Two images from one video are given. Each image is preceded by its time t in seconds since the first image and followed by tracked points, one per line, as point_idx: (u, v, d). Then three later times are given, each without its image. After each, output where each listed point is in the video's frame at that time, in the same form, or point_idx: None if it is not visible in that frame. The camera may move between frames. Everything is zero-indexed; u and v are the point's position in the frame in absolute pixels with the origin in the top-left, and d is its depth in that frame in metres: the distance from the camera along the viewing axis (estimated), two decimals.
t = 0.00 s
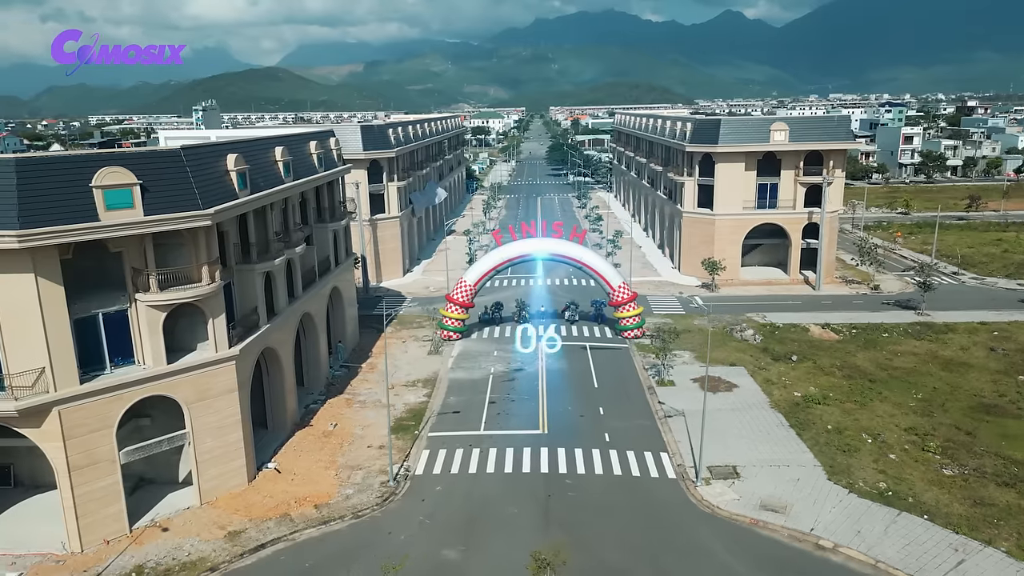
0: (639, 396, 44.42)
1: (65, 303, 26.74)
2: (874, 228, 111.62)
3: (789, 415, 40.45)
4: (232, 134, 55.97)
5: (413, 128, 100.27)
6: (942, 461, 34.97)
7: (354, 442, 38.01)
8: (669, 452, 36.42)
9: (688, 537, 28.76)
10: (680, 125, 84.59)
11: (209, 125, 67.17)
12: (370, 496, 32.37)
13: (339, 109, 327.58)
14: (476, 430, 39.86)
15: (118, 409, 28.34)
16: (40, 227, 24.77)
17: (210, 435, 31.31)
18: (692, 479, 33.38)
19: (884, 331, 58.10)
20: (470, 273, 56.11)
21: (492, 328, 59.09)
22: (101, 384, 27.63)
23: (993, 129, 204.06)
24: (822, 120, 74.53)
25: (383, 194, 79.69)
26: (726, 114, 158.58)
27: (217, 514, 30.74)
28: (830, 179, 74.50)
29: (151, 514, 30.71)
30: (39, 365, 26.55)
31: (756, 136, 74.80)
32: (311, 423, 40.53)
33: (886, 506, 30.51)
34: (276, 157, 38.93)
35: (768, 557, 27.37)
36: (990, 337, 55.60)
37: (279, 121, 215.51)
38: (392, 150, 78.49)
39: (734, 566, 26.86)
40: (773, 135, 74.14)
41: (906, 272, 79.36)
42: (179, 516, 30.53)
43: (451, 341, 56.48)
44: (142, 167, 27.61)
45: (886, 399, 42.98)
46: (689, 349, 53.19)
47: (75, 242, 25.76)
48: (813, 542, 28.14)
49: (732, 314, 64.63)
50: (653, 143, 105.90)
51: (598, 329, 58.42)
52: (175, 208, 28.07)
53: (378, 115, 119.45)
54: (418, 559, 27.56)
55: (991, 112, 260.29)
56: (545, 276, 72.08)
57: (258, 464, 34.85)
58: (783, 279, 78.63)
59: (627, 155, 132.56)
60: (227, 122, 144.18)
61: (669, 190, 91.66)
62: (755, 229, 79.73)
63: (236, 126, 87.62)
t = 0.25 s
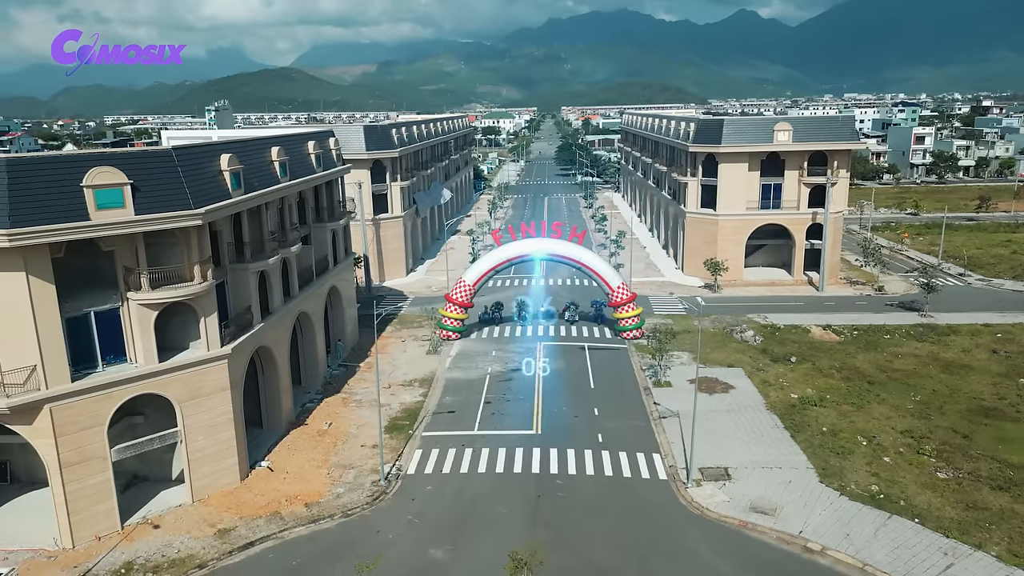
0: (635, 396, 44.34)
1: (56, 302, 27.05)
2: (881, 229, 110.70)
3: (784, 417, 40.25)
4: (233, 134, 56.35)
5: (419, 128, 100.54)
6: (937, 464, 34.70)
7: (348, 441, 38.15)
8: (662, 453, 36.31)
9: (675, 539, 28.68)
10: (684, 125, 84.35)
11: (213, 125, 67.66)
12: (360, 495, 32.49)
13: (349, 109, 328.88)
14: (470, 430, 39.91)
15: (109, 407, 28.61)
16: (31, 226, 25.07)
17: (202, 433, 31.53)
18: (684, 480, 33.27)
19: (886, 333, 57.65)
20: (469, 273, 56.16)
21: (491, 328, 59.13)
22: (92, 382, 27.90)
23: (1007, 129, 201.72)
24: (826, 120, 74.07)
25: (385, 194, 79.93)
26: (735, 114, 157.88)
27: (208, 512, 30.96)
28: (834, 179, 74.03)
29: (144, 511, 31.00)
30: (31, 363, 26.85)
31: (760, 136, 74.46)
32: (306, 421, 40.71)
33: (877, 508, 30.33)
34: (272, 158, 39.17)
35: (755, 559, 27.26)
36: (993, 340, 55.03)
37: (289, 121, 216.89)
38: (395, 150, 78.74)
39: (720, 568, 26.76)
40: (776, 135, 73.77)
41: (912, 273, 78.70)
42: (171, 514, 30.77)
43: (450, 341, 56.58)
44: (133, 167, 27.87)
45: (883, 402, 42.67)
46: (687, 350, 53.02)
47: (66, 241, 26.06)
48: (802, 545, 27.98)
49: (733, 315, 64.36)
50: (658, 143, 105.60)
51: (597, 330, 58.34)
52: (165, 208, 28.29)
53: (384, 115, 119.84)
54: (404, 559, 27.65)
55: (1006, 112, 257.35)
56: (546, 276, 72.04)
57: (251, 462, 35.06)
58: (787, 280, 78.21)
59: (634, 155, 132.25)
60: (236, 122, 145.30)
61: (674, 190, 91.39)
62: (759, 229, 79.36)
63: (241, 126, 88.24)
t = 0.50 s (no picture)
0: (631, 397, 44.27)
1: (47, 300, 27.41)
2: (889, 230, 109.88)
3: (779, 419, 40.06)
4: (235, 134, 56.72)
5: (424, 128, 100.82)
6: (931, 468, 34.44)
7: (342, 440, 38.31)
8: (654, 455, 36.25)
9: (662, 540, 28.62)
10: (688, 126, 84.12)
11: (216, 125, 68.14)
12: (351, 494, 32.63)
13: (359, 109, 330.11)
14: (463, 429, 39.99)
15: (101, 405, 28.90)
16: (21, 226, 25.39)
17: (194, 431, 31.78)
18: (674, 482, 33.20)
19: (888, 335, 57.24)
20: (468, 273, 56.24)
21: (491, 328, 59.17)
22: (83, 380, 28.19)
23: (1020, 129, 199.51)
24: (829, 120, 73.64)
25: (389, 194, 80.11)
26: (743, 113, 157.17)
27: (199, 510, 31.20)
28: (837, 180, 73.59)
29: (136, 509, 31.26)
30: (23, 361, 27.18)
31: (763, 137, 74.14)
32: (301, 420, 40.92)
33: (867, 511, 30.16)
34: (268, 158, 39.33)
35: (741, 561, 27.18)
36: (996, 342, 54.51)
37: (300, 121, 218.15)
38: (398, 150, 78.93)
39: (706, 570, 26.70)
40: (779, 135, 73.39)
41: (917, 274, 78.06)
42: (162, 511, 31.04)
43: (449, 341, 56.71)
44: (124, 167, 28.15)
45: (880, 404, 42.38)
46: (686, 351, 52.85)
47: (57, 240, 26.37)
48: (789, 547, 27.87)
49: (734, 316, 64.11)
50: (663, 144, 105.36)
51: (596, 330, 58.27)
52: (156, 208, 28.54)
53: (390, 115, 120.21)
54: (391, 558, 27.77)
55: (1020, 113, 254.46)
56: (547, 277, 72.04)
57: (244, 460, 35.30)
58: (790, 281, 77.83)
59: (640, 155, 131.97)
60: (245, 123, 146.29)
61: (678, 191, 91.14)
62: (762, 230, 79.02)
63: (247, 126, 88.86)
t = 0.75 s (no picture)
0: (626, 398, 44.21)
1: (39, 299, 27.79)
2: (896, 231, 109.05)
3: (773, 421, 39.89)
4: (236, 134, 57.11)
5: (428, 128, 101.07)
6: (924, 471, 34.18)
7: (335, 439, 38.51)
8: (645, 456, 36.17)
9: (648, 542, 28.60)
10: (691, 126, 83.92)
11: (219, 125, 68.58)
12: (341, 493, 32.77)
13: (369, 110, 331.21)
14: (456, 429, 40.08)
15: (93, 403, 29.20)
16: (12, 226, 25.72)
17: (185, 429, 32.04)
18: (664, 483, 33.12)
19: (889, 337, 56.87)
20: (467, 273, 56.29)
21: (490, 328, 59.23)
22: (74, 378, 28.49)
23: None
24: (833, 121, 73.22)
25: (391, 194, 80.35)
26: (751, 113, 156.50)
27: (190, 507, 31.45)
28: (841, 180, 73.15)
29: (128, 506, 31.58)
30: (14, 359, 27.51)
31: (765, 137, 73.84)
32: (296, 419, 41.13)
33: (857, 514, 29.96)
34: (264, 158, 39.50)
35: (727, 563, 27.12)
36: (998, 345, 54.00)
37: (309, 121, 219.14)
38: (401, 150, 79.20)
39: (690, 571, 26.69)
40: (782, 136, 73.06)
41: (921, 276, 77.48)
42: (153, 509, 31.30)
43: (447, 340, 56.85)
44: (115, 168, 28.46)
45: (876, 407, 42.12)
46: (684, 352, 52.73)
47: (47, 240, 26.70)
48: (776, 549, 27.77)
49: (735, 317, 63.86)
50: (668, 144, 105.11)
51: (595, 331, 58.23)
52: (146, 209, 28.77)
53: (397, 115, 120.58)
54: (376, 557, 27.88)
55: None
56: (548, 278, 72.05)
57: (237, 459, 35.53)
58: (793, 282, 77.47)
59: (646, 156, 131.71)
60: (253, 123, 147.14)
61: (681, 191, 90.86)
62: (766, 231, 78.69)
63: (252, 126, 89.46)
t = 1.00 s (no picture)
0: (622, 398, 44.19)
1: (31, 297, 28.19)
2: (903, 232, 108.26)
3: (767, 422, 39.79)
4: (237, 134, 57.45)
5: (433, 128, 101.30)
6: (916, 473, 33.98)
7: (328, 438, 38.74)
8: (636, 456, 36.17)
9: (634, 541, 28.63)
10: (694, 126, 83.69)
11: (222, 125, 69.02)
12: (331, 491, 32.97)
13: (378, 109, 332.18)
14: (450, 428, 40.22)
15: (84, 400, 29.53)
16: (3, 225, 26.10)
17: (177, 427, 32.33)
18: (653, 483, 33.12)
19: (889, 338, 56.51)
20: (465, 273, 56.33)
21: (489, 328, 59.32)
22: (66, 375, 28.83)
23: None
24: (836, 121, 72.82)
25: (394, 194, 80.62)
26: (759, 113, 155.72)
27: (182, 504, 31.75)
28: (844, 181, 72.77)
29: (120, 502, 31.90)
30: (6, 356, 27.91)
31: (768, 137, 73.55)
32: (291, 418, 41.36)
33: (845, 516, 29.86)
34: (259, 158, 39.75)
35: (712, 563, 27.11)
36: (1000, 347, 53.53)
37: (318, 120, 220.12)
38: (403, 150, 79.45)
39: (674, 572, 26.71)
40: (785, 136, 72.75)
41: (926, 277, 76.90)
42: (145, 505, 31.62)
43: (446, 340, 57.01)
44: (107, 167, 28.75)
45: (872, 408, 41.91)
46: (682, 353, 52.63)
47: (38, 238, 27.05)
48: (761, 550, 27.73)
49: (735, 318, 63.64)
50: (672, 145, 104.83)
51: (594, 331, 58.21)
52: (138, 208, 29.06)
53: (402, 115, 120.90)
54: (362, 554, 28.05)
55: None
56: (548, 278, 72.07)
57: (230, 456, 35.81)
58: (795, 283, 77.15)
59: (652, 156, 131.40)
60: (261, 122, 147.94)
61: (685, 191, 90.60)
62: (768, 231, 78.40)
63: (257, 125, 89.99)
